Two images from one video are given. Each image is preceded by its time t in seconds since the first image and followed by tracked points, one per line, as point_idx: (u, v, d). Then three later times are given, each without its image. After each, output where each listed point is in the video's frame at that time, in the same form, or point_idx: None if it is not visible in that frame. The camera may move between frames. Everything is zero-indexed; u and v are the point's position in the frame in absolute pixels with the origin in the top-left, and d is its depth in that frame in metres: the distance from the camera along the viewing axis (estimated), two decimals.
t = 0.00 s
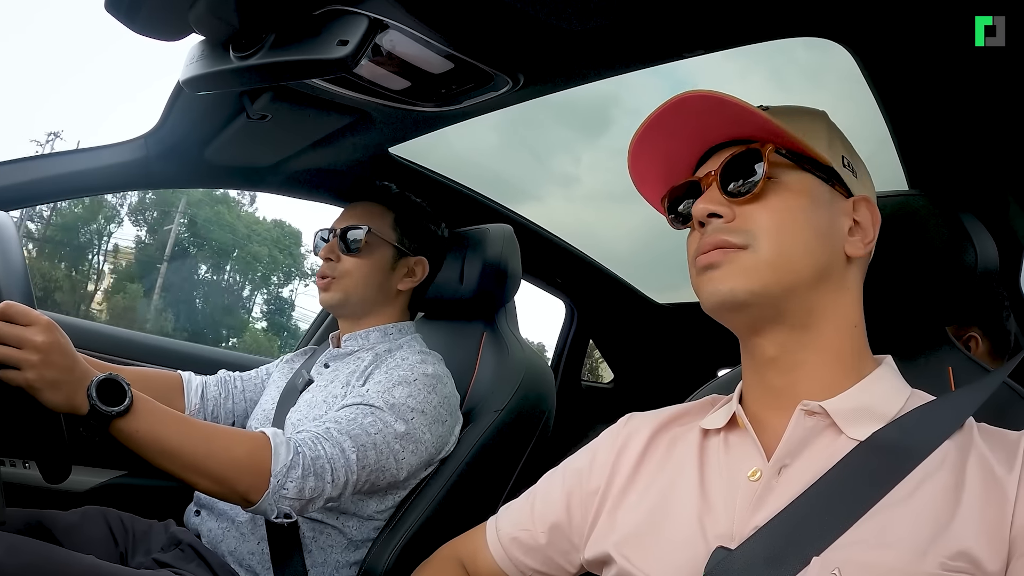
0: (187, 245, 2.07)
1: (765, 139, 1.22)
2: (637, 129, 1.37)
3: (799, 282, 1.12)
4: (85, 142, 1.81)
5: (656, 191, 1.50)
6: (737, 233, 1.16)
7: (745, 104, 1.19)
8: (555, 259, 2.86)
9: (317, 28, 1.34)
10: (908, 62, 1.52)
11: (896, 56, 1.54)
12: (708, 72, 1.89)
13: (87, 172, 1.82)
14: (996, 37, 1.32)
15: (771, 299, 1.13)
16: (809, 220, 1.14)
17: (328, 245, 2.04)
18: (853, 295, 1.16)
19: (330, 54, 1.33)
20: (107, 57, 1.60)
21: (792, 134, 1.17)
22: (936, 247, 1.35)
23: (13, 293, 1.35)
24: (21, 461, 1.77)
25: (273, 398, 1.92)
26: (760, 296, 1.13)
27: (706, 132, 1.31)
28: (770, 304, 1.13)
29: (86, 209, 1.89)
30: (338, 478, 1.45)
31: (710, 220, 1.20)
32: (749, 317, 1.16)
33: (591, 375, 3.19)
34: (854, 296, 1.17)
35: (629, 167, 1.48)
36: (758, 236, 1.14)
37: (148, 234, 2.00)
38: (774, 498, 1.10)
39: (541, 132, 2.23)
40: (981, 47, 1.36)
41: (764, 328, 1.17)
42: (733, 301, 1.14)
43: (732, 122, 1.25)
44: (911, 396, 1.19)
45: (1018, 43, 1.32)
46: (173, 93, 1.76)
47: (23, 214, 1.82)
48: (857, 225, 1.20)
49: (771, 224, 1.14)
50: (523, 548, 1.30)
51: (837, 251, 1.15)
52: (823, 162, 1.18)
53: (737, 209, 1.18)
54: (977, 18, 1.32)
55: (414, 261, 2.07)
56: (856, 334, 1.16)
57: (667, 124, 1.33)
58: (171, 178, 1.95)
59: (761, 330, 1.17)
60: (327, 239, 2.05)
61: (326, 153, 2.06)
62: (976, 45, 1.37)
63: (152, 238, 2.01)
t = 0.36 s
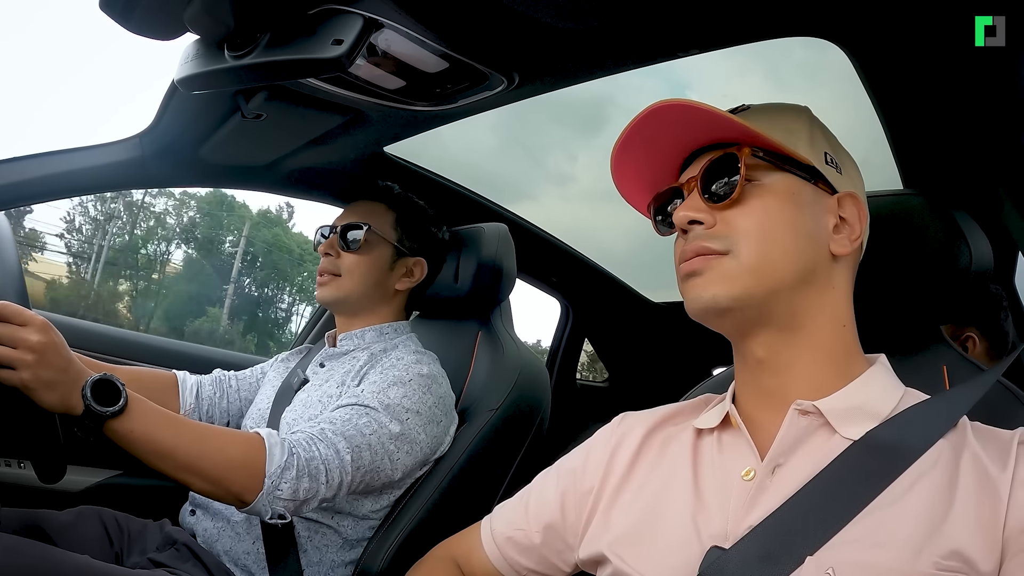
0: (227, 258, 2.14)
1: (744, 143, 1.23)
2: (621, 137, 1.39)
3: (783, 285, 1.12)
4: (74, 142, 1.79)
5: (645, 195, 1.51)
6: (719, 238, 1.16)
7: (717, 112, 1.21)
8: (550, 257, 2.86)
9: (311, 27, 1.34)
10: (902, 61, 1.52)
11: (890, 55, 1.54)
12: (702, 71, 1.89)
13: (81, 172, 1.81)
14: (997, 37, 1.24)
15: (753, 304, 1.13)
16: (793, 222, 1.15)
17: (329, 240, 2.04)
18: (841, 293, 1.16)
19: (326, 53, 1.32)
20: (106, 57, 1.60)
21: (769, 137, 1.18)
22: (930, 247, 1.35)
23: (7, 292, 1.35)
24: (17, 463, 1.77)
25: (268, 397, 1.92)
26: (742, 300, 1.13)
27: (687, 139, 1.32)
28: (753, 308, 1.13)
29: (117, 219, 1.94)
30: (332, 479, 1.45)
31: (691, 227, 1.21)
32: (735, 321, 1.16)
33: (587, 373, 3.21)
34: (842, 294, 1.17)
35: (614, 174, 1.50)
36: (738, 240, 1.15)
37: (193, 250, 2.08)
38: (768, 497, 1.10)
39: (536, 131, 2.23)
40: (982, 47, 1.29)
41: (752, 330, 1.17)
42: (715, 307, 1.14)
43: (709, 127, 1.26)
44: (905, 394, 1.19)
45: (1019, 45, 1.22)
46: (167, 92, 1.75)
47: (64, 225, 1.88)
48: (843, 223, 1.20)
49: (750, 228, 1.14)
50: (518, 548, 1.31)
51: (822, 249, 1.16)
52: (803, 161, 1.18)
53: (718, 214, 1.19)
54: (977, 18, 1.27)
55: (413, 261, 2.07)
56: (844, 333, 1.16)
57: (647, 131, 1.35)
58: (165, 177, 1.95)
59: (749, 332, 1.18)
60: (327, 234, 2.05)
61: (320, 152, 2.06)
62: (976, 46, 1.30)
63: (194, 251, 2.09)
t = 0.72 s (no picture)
0: (269, 274, 2.26)
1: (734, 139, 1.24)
2: (613, 137, 1.40)
3: (777, 279, 1.13)
4: (69, 139, 1.79)
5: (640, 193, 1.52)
6: (711, 235, 1.17)
7: (707, 109, 1.22)
8: (548, 255, 2.87)
9: (312, 24, 1.35)
10: (898, 56, 1.54)
11: (886, 49, 1.55)
12: (699, 68, 1.90)
13: (81, 169, 1.82)
14: (996, 37, 1.25)
15: (748, 299, 1.14)
16: (783, 215, 1.16)
17: (328, 236, 2.05)
18: (835, 286, 1.18)
19: (326, 49, 1.33)
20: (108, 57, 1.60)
21: (758, 134, 1.19)
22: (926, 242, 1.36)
23: (7, 285, 1.35)
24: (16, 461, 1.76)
25: (268, 394, 1.92)
26: (736, 296, 1.14)
27: (677, 137, 1.33)
28: (749, 302, 1.14)
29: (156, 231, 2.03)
30: (333, 471, 1.46)
31: (684, 224, 1.22)
32: (731, 317, 1.17)
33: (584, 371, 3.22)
34: (837, 286, 1.18)
35: (607, 173, 1.51)
36: (730, 238, 1.15)
37: (238, 267, 2.17)
38: (767, 490, 1.11)
39: (535, 129, 2.24)
40: (982, 46, 1.30)
41: (747, 325, 1.18)
42: (711, 303, 1.15)
43: (699, 124, 1.27)
44: (902, 387, 1.19)
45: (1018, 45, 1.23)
46: (167, 89, 1.76)
47: (102, 237, 1.94)
48: (836, 215, 1.21)
49: (741, 225, 1.15)
50: (518, 543, 1.31)
51: (815, 242, 1.17)
52: (794, 156, 1.19)
53: (709, 212, 1.19)
54: (977, 18, 1.28)
55: (410, 257, 2.06)
56: (839, 326, 1.17)
57: (637, 131, 1.36)
58: (163, 176, 1.96)
59: (746, 326, 1.19)
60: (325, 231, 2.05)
61: (318, 150, 2.07)
62: (976, 45, 1.31)
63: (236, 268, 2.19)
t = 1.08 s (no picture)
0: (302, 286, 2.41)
1: (728, 140, 1.24)
2: (607, 139, 1.40)
3: (770, 281, 1.13)
4: (69, 140, 1.79)
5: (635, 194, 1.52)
6: (704, 235, 1.17)
7: (699, 110, 1.22)
8: (543, 255, 2.87)
9: (305, 25, 1.34)
10: (893, 58, 1.53)
11: (881, 51, 1.54)
12: (694, 69, 1.90)
13: (73, 170, 1.80)
14: (997, 37, 1.25)
15: (741, 299, 1.14)
16: (776, 217, 1.15)
17: (324, 235, 2.05)
18: (829, 289, 1.17)
19: (320, 51, 1.33)
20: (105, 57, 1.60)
21: (752, 135, 1.19)
22: (920, 244, 1.36)
23: None
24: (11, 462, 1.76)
25: (263, 395, 1.92)
26: (729, 296, 1.14)
27: (671, 138, 1.33)
28: (742, 302, 1.14)
29: (193, 244, 2.11)
30: (327, 471, 1.46)
31: (678, 225, 1.22)
32: (722, 317, 1.17)
33: (579, 370, 3.23)
34: (830, 289, 1.18)
35: (602, 173, 1.51)
36: (723, 237, 1.15)
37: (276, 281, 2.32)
38: (760, 492, 1.11)
39: (531, 129, 2.24)
40: (981, 46, 1.29)
41: (740, 326, 1.18)
42: (702, 302, 1.15)
43: (693, 125, 1.27)
44: (894, 390, 1.19)
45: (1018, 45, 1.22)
46: (161, 91, 1.74)
47: (140, 250, 2.03)
48: (830, 218, 1.20)
49: (735, 225, 1.15)
50: (511, 545, 1.31)
51: (809, 245, 1.16)
52: (788, 157, 1.19)
53: (703, 212, 1.20)
54: (977, 18, 1.27)
55: (405, 258, 2.06)
56: (833, 328, 1.17)
57: (631, 131, 1.36)
58: (159, 177, 1.95)
59: (739, 327, 1.19)
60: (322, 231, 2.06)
61: (313, 151, 2.07)
62: (976, 45, 1.31)
63: (275, 278, 2.33)
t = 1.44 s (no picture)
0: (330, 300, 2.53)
1: (733, 142, 1.24)
2: (610, 137, 1.40)
3: (770, 282, 1.13)
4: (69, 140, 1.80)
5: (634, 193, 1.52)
6: (707, 234, 1.17)
7: (707, 108, 1.22)
8: (542, 256, 2.87)
9: (302, 27, 1.34)
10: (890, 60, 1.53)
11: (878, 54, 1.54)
12: (691, 71, 1.90)
13: (73, 171, 1.81)
14: (996, 37, 1.25)
15: (741, 299, 1.14)
16: (778, 219, 1.15)
17: (308, 241, 1.99)
18: (828, 293, 1.18)
19: (317, 54, 1.33)
20: (105, 58, 1.60)
21: (758, 135, 1.19)
22: (917, 246, 1.36)
23: None
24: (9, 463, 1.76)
25: (261, 397, 1.93)
26: (730, 296, 1.14)
27: (676, 137, 1.33)
28: (742, 303, 1.14)
29: (228, 257, 2.18)
30: (326, 463, 1.46)
31: (680, 223, 1.22)
32: (721, 317, 1.17)
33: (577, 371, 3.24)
34: (829, 293, 1.18)
35: (603, 171, 1.51)
36: (725, 236, 1.15)
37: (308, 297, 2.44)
38: (756, 495, 1.11)
39: (529, 130, 2.24)
40: (981, 46, 1.29)
41: (739, 327, 1.18)
42: (701, 301, 1.15)
43: (699, 124, 1.27)
44: (891, 393, 1.19)
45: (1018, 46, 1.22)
46: (159, 92, 1.74)
47: (179, 263, 2.11)
48: (831, 222, 1.20)
49: (737, 225, 1.15)
50: (508, 547, 1.31)
51: (810, 247, 1.16)
52: (792, 160, 1.19)
53: (706, 211, 1.20)
54: (977, 18, 1.27)
55: (393, 267, 2.05)
56: (831, 331, 1.17)
57: (636, 129, 1.36)
58: (157, 176, 1.95)
59: (738, 329, 1.19)
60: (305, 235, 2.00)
61: (312, 151, 2.07)
62: (976, 46, 1.30)
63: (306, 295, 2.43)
